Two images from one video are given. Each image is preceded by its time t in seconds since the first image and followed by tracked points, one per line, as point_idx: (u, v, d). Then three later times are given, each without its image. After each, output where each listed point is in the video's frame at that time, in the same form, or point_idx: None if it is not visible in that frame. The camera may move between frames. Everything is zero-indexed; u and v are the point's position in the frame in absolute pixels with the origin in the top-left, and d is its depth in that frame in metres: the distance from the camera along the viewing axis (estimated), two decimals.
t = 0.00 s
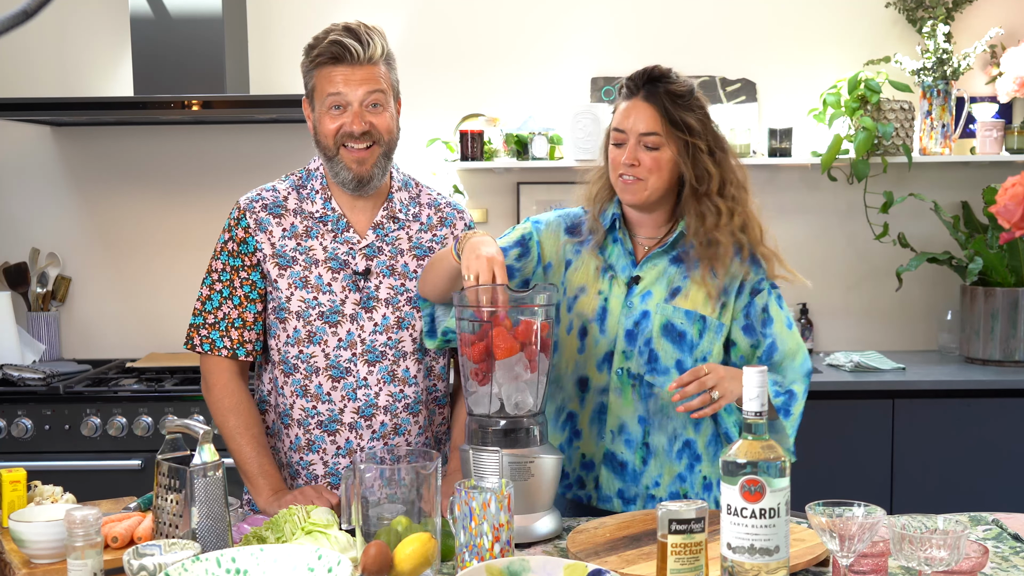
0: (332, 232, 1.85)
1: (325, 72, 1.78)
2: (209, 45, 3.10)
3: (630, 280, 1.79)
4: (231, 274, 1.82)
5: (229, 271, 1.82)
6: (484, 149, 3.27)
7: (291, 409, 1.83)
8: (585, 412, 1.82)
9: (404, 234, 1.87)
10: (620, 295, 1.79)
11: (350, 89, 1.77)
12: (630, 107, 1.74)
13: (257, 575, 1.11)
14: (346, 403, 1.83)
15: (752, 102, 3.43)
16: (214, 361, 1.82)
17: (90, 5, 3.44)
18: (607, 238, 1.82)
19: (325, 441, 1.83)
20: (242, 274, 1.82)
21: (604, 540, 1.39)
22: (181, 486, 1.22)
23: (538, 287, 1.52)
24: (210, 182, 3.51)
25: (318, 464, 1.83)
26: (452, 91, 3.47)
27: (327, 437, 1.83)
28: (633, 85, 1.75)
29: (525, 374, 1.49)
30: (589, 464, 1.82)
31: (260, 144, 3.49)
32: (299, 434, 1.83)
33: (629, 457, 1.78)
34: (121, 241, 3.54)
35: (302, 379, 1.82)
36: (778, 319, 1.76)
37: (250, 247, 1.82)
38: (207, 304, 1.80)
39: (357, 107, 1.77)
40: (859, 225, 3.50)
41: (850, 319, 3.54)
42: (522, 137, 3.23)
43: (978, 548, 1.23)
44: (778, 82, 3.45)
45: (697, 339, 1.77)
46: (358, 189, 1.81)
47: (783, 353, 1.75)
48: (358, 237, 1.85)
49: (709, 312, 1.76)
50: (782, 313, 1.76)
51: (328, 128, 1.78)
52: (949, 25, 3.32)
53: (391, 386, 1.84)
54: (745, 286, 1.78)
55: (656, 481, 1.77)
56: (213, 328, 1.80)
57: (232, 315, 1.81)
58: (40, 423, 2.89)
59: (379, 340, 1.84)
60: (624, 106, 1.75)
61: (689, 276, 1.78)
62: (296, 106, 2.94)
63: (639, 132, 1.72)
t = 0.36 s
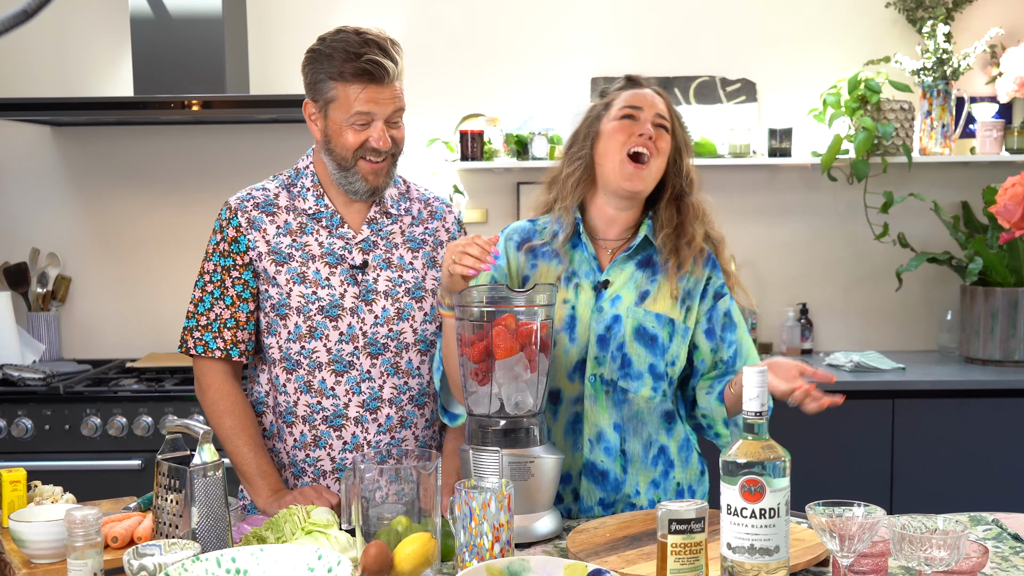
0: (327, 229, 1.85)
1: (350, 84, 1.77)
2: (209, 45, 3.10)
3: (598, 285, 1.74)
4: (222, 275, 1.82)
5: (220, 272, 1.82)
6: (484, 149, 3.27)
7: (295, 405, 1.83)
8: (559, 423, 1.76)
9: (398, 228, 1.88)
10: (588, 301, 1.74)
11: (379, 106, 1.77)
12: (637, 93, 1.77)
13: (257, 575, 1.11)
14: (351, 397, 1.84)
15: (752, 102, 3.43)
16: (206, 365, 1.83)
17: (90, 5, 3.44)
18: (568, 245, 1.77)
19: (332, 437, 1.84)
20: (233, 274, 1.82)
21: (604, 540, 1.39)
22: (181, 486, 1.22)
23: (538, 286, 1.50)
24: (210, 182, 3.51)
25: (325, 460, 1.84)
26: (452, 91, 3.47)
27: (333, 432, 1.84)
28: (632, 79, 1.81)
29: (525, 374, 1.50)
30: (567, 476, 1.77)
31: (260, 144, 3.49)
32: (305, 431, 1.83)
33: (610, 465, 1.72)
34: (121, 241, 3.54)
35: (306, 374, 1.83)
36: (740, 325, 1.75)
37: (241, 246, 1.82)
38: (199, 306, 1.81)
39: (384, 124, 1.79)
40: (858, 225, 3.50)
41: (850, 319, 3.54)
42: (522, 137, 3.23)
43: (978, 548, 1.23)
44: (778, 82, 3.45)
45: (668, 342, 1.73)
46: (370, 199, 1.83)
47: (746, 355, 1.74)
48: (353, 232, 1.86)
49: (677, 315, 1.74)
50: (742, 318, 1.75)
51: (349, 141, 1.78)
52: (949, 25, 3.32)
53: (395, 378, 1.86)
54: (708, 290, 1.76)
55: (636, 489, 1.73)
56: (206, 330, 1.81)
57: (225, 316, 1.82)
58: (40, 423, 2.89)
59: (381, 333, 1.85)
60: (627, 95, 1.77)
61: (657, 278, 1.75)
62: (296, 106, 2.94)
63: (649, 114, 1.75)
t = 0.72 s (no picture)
0: (326, 227, 1.86)
1: (340, 85, 1.79)
2: (209, 45, 3.10)
3: (589, 290, 1.76)
4: (221, 273, 1.79)
5: (219, 270, 1.79)
6: (484, 149, 3.27)
7: (300, 402, 1.83)
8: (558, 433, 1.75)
9: (392, 227, 1.91)
10: (581, 308, 1.76)
11: (368, 107, 1.80)
12: (585, 96, 1.79)
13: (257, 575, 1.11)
14: (357, 392, 1.85)
15: (752, 102, 3.43)
16: (203, 364, 1.79)
17: (90, 4, 3.44)
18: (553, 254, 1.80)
19: (338, 432, 1.85)
20: (232, 272, 1.79)
21: (605, 540, 1.39)
22: (181, 486, 1.22)
23: (537, 286, 1.50)
24: (210, 182, 3.51)
25: (332, 456, 1.84)
26: (452, 91, 3.47)
27: (339, 427, 1.85)
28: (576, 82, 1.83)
29: (526, 374, 1.50)
30: (568, 485, 1.75)
31: (261, 144, 3.49)
32: (311, 427, 1.84)
33: (611, 472, 1.71)
34: (121, 241, 3.54)
35: (311, 370, 1.83)
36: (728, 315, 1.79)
37: (240, 244, 1.79)
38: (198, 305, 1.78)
39: (373, 125, 1.81)
40: (858, 225, 3.50)
41: (849, 319, 3.54)
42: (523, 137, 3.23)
43: (978, 548, 1.23)
44: (778, 82, 3.45)
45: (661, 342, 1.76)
46: (362, 199, 1.85)
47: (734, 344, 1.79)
48: (351, 231, 1.88)
49: (667, 314, 1.78)
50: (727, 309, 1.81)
51: (341, 142, 1.80)
52: (949, 25, 3.32)
53: (398, 372, 1.89)
54: (692, 285, 1.81)
55: (638, 492, 1.72)
56: (205, 328, 1.78)
57: (224, 314, 1.78)
58: (40, 423, 2.89)
59: (384, 327, 1.87)
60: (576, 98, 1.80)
61: (646, 280, 1.77)
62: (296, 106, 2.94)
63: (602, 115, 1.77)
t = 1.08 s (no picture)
0: (332, 228, 1.87)
1: (332, 89, 1.81)
2: (209, 45, 3.10)
3: (581, 292, 1.77)
4: (235, 270, 1.77)
5: (231, 267, 1.76)
6: (484, 149, 3.27)
7: (314, 396, 1.82)
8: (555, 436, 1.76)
9: (393, 229, 1.95)
10: (573, 310, 1.76)
11: (362, 108, 1.82)
12: (573, 93, 1.78)
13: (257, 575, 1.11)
14: (369, 384, 1.86)
15: (752, 102, 3.43)
16: (214, 359, 1.77)
17: (90, 4, 3.44)
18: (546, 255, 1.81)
19: (353, 424, 1.85)
20: (245, 269, 1.77)
21: (605, 540, 1.39)
22: (182, 486, 1.22)
23: (536, 286, 1.49)
24: (210, 182, 3.51)
25: (347, 448, 1.84)
26: (451, 91, 3.47)
27: (354, 420, 1.85)
28: (565, 78, 1.81)
29: (525, 374, 1.50)
30: (565, 488, 1.75)
31: (261, 144, 3.49)
32: (326, 420, 1.83)
33: (608, 475, 1.72)
34: (121, 241, 3.54)
35: (325, 364, 1.83)
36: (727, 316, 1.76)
37: (253, 242, 1.78)
38: (209, 300, 1.75)
39: (368, 125, 1.83)
40: (858, 225, 3.50)
41: (849, 319, 3.54)
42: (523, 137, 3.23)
43: (978, 548, 1.23)
44: (779, 82, 3.45)
45: (658, 343, 1.75)
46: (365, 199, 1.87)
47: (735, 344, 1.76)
48: (356, 231, 1.90)
49: (664, 315, 1.76)
50: (727, 308, 1.78)
51: (338, 144, 1.82)
52: (950, 25, 3.32)
53: (408, 365, 1.91)
54: (691, 284, 1.78)
55: (637, 493, 1.72)
56: (217, 323, 1.75)
57: (238, 309, 1.76)
58: (40, 423, 2.89)
59: (393, 322, 1.89)
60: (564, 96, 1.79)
61: (639, 280, 1.76)
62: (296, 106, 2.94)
63: (590, 111, 1.75)
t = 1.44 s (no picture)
0: (336, 229, 1.87)
1: (341, 93, 1.85)
2: (209, 45, 3.10)
3: (584, 293, 1.77)
4: (242, 269, 1.75)
5: (238, 266, 1.75)
6: (484, 149, 3.27)
7: (322, 391, 1.82)
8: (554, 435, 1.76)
9: (391, 233, 1.98)
10: (576, 311, 1.76)
11: (371, 109, 1.86)
12: (571, 102, 1.76)
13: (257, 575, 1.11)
14: (376, 379, 1.87)
15: (752, 102, 3.43)
16: (223, 354, 1.75)
17: (90, 4, 3.44)
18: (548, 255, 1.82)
19: (360, 417, 1.85)
20: (253, 267, 1.76)
21: (605, 540, 1.39)
22: (181, 486, 1.22)
23: (536, 286, 1.49)
24: (210, 182, 3.51)
25: (354, 440, 1.85)
26: (451, 91, 3.47)
27: (361, 413, 1.85)
28: (564, 84, 1.79)
29: (525, 374, 1.50)
30: (565, 487, 1.75)
31: (260, 144, 3.49)
32: (333, 413, 1.83)
33: (609, 475, 1.72)
34: (121, 241, 3.54)
35: (332, 360, 1.83)
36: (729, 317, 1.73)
37: (260, 242, 1.78)
38: (216, 298, 1.73)
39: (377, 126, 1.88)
40: (858, 225, 3.50)
41: (850, 320, 3.54)
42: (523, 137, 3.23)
43: (978, 548, 1.23)
44: (779, 82, 3.45)
45: (659, 345, 1.75)
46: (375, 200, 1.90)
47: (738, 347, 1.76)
48: (358, 233, 1.90)
49: (666, 316, 1.76)
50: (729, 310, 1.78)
51: (350, 146, 1.85)
52: (950, 25, 3.32)
53: (411, 361, 1.93)
54: (694, 285, 1.77)
55: (636, 495, 1.72)
56: (225, 320, 1.74)
57: (246, 308, 1.75)
58: (40, 424, 2.89)
59: (398, 319, 1.90)
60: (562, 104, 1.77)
61: (642, 281, 1.77)
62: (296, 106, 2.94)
63: (587, 123, 1.74)
